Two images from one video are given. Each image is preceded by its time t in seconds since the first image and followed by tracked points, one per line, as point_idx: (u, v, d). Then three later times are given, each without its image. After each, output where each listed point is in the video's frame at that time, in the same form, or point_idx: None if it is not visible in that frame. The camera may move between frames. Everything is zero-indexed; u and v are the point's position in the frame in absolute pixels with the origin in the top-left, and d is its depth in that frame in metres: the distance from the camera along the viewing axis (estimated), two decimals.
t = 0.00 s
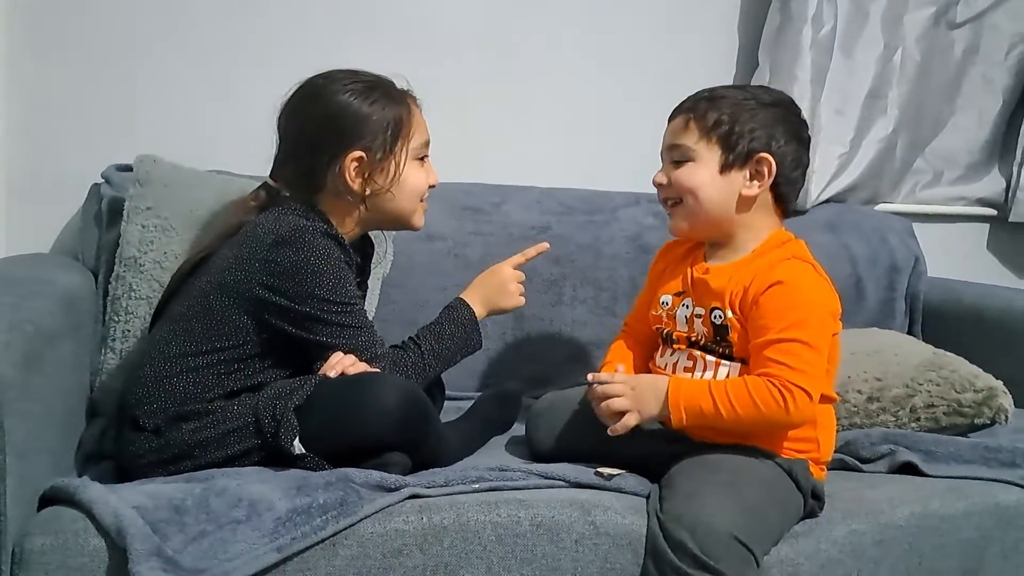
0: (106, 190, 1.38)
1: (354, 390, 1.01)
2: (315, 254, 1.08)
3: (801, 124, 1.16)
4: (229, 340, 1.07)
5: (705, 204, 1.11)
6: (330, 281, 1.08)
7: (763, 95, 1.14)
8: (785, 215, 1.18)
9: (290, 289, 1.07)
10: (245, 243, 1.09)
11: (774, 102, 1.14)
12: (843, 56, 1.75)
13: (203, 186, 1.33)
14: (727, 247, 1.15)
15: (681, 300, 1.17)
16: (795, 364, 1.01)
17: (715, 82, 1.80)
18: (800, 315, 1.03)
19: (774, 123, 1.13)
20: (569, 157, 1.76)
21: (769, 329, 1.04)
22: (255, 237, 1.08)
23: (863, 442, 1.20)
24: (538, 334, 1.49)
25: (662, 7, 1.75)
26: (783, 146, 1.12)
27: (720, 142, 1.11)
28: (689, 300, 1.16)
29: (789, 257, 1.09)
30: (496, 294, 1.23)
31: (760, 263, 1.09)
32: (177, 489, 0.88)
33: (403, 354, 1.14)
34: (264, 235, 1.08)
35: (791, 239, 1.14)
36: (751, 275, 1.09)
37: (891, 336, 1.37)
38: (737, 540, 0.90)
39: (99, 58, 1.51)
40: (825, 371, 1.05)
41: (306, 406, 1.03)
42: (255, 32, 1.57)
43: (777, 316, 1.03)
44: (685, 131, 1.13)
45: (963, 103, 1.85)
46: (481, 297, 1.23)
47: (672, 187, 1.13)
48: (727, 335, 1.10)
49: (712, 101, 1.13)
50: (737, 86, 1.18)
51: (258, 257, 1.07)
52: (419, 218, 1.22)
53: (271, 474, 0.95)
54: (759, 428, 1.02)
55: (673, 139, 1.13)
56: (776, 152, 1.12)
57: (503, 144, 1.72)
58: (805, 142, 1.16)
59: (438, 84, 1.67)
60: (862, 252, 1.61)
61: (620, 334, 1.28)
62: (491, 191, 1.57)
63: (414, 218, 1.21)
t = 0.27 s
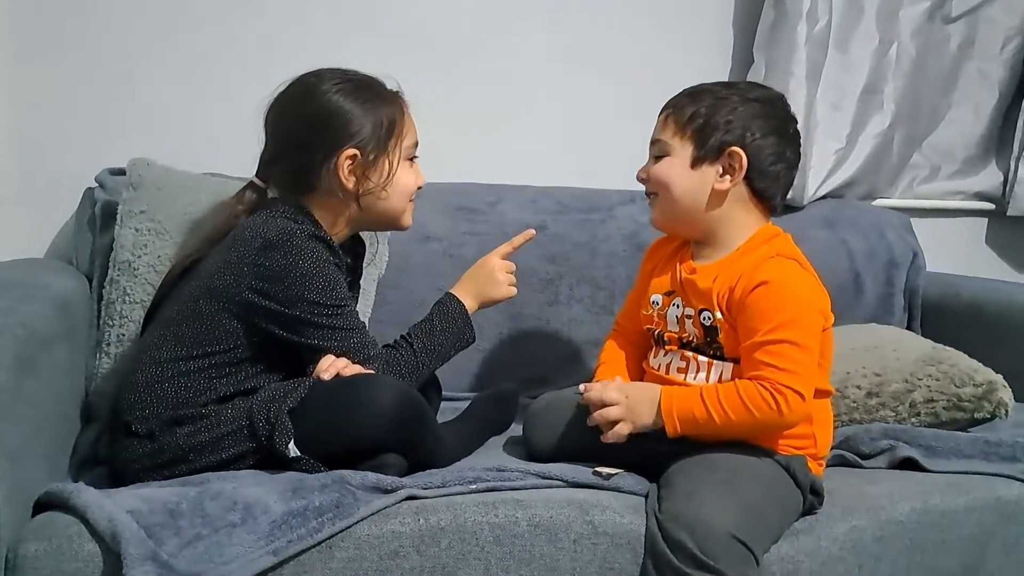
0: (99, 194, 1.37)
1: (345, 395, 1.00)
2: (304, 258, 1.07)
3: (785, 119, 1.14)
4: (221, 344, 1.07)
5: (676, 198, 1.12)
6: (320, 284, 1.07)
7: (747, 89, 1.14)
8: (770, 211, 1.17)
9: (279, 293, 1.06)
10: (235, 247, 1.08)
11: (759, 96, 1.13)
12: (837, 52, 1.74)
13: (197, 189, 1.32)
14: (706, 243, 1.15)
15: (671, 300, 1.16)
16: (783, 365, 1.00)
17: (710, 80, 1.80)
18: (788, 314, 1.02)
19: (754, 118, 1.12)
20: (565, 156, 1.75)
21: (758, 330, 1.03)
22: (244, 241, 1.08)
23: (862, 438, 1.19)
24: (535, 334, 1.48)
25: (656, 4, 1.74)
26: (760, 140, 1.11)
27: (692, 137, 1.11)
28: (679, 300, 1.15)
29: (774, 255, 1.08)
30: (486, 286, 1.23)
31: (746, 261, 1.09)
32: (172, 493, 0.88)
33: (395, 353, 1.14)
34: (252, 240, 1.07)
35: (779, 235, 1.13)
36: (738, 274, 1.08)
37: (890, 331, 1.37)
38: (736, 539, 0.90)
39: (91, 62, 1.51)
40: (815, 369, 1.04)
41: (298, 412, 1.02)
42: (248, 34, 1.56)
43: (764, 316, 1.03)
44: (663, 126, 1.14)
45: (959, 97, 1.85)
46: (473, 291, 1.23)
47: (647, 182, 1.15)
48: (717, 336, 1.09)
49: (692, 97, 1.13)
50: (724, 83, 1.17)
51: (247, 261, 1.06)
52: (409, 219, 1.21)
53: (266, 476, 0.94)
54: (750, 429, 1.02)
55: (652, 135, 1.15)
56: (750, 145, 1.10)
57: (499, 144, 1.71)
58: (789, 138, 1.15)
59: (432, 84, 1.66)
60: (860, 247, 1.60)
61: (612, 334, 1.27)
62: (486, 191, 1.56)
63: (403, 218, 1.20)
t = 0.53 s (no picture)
0: (92, 205, 1.37)
1: (340, 399, 1.00)
2: (297, 265, 1.07)
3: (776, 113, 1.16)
4: (215, 353, 1.06)
5: (688, 185, 1.10)
6: (314, 291, 1.07)
7: (739, 83, 1.15)
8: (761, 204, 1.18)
9: (273, 300, 1.06)
10: (227, 256, 1.08)
11: (752, 90, 1.15)
12: (829, 43, 1.73)
13: (190, 197, 1.32)
14: (705, 234, 1.13)
15: (661, 298, 1.16)
16: (767, 353, 1.00)
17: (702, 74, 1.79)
18: (773, 304, 1.02)
19: (751, 112, 1.14)
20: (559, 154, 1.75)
21: (743, 321, 1.03)
22: (236, 249, 1.08)
23: (862, 428, 1.19)
24: (533, 333, 1.48)
25: None
26: (759, 133, 1.13)
27: (707, 123, 1.10)
28: (669, 297, 1.15)
29: (761, 247, 1.08)
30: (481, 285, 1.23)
31: (734, 257, 1.09)
32: (169, 503, 0.87)
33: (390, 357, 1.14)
34: (245, 247, 1.07)
35: (767, 227, 1.13)
36: (726, 268, 1.08)
37: (887, 320, 1.36)
38: (736, 534, 0.89)
39: (81, 73, 1.51)
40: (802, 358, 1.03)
41: (293, 417, 1.02)
42: (237, 41, 1.56)
43: (749, 307, 1.03)
44: (670, 112, 1.12)
45: (953, 85, 1.84)
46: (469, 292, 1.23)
47: (652, 169, 1.12)
48: (709, 333, 1.09)
49: (692, 87, 1.13)
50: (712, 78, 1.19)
51: (240, 269, 1.06)
52: (400, 224, 1.21)
53: (264, 484, 0.94)
54: (742, 421, 1.01)
55: (653, 122, 1.13)
56: (756, 138, 1.12)
57: (492, 143, 1.71)
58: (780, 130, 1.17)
59: (424, 86, 1.66)
60: (856, 237, 1.60)
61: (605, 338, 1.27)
62: (480, 191, 1.56)
63: (395, 223, 1.20)
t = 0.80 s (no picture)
0: (91, 209, 1.38)
1: (340, 399, 1.01)
2: (300, 267, 1.07)
3: (757, 104, 1.15)
4: (216, 354, 1.07)
5: (666, 199, 1.12)
6: (317, 293, 1.07)
7: (716, 79, 1.14)
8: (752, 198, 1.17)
9: (275, 302, 1.06)
10: (229, 258, 1.08)
11: (730, 85, 1.14)
12: (824, 40, 1.74)
13: (187, 200, 1.33)
14: (696, 238, 1.15)
15: (659, 292, 1.17)
16: (756, 343, 1.00)
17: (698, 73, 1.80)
18: (765, 296, 1.02)
19: (730, 108, 1.13)
20: (556, 155, 1.76)
21: (735, 312, 1.04)
22: (238, 251, 1.08)
23: (859, 421, 1.19)
24: (532, 332, 1.48)
25: None
26: (741, 130, 1.12)
27: (676, 134, 1.10)
28: (668, 292, 1.16)
29: (755, 242, 1.08)
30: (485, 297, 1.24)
31: (730, 251, 1.09)
32: (170, 502, 0.88)
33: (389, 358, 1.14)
34: (248, 250, 1.08)
35: (763, 222, 1.13)
36: (722, 262, 1.09)
37: (886, 315, 1.36)
38: (732, 525, 0.90)
39: (79, 79, 1.52)
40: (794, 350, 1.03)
41: (294, 416, 1.02)
42: (235, 46, 1.57)
43: (742, 298, 1.03)
44: (639, 128, 1.12)
45: (949, 81, 1.85)
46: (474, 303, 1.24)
47: (633, 186, 1.14)
48: (705, 326, 1.10)
49: (665, 94, 1.12)
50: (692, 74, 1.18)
51: (243, 271, 1.07)
52: (402, 228, 1.22)
53: (264, 483, 0.95)
54: (733, 414, 1.02)
55: (629, 138, 1.13)
56: (734, 136, 1.11)
57: (489, 145, 1.72)
58: (765, 121, 1.16)
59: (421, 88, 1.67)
60: (854, 233, 1.60)
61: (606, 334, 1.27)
62: (478, 191, 1.57)
63: (397, 226, 1.21)
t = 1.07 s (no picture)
0: (89, 213, 1.37)
1: (345, 400, 1.00)
2: (298, 269, 1.07)
3: (758, 100, 1.16)
4: (214, 357, 1.06)
5: (678, 199, 1.10)
6: (315, 295, 1.07)
7: (716, 77, 1.14)
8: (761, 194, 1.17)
9: (272, 304, 1.06)
10: (226, 260, 1.08)
11: (730, 82, 1.14)
12: (824, 37, 1.73)
13: (185, 203, 1.32)
14: (707, 239, 1.13)
15: (668, 292, 1.16)
16: (767, 337, 1.00)
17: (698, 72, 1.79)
18: (775, 292, 1.02)
19: (733, 104, 1.13)
20: (556, 155, 1.75)
21: (745, 308, 1.03)
22: (235, 253, 1.08)
23: (864, 421, 1.19)
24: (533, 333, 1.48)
25: None
26: (745, 126, 1.12)
27: (681, 133, 1.10)
28: (677, 292, 1.15)
29: (765, 242, 1.08)
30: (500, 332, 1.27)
31: (740, 250, 1.09)
32: (171, 506, 0.87)
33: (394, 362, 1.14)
34: (245, 251, 1.07)
35: (773, 222, 1.13)
36: (732, 261, 1.08)
37: (889, 314, 1.36)
38: (736, 526, 0.90)
39: (76, 83, 1.51)
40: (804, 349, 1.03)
41: (297, 418, 1.02)
42: (233, 48, 1.56)
43: (753, 295, 1.03)
44: (644, 129, 1.12)
45: (949, 78, 1.84)
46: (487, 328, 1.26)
47: (642, 189, 1.13)
48: (715, 325, 1.09)
49: (667, 95, 1.12)
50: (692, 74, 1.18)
51: (240, 273, 1.06)
52: (372, 228, 1.16)
53: (265, 486, 0.94)
54: (744, 413, 1.01)
55: (634, 141, 1.13)
56: (741, 132, 1.11)
57: (489, 145, 1.71)
58: (766, 116, 1.16)
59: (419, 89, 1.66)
60: (856, 231, 1.60)
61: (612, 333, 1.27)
62: (478, 192, 1.56)
63: (367, 226, 1.16)
